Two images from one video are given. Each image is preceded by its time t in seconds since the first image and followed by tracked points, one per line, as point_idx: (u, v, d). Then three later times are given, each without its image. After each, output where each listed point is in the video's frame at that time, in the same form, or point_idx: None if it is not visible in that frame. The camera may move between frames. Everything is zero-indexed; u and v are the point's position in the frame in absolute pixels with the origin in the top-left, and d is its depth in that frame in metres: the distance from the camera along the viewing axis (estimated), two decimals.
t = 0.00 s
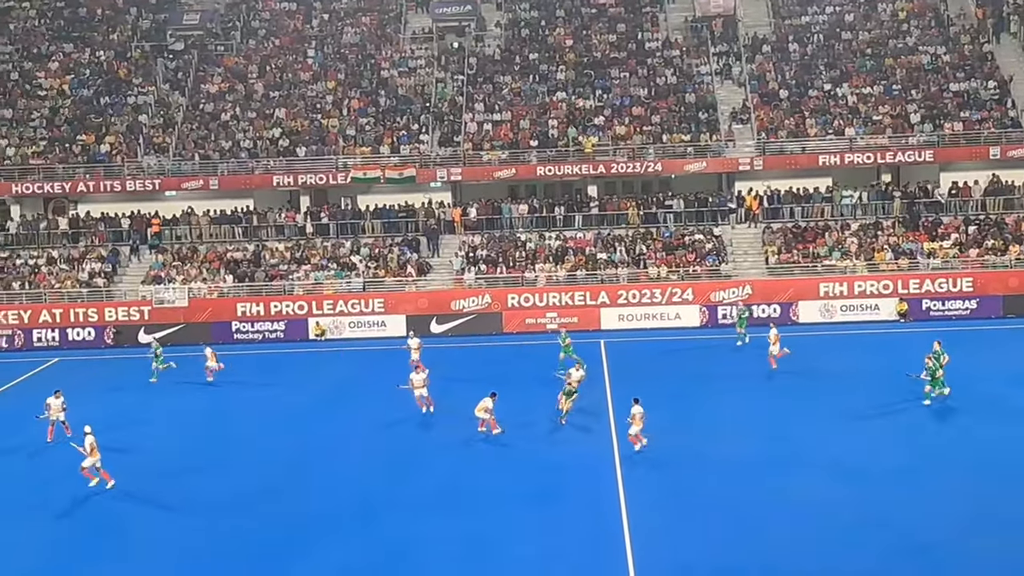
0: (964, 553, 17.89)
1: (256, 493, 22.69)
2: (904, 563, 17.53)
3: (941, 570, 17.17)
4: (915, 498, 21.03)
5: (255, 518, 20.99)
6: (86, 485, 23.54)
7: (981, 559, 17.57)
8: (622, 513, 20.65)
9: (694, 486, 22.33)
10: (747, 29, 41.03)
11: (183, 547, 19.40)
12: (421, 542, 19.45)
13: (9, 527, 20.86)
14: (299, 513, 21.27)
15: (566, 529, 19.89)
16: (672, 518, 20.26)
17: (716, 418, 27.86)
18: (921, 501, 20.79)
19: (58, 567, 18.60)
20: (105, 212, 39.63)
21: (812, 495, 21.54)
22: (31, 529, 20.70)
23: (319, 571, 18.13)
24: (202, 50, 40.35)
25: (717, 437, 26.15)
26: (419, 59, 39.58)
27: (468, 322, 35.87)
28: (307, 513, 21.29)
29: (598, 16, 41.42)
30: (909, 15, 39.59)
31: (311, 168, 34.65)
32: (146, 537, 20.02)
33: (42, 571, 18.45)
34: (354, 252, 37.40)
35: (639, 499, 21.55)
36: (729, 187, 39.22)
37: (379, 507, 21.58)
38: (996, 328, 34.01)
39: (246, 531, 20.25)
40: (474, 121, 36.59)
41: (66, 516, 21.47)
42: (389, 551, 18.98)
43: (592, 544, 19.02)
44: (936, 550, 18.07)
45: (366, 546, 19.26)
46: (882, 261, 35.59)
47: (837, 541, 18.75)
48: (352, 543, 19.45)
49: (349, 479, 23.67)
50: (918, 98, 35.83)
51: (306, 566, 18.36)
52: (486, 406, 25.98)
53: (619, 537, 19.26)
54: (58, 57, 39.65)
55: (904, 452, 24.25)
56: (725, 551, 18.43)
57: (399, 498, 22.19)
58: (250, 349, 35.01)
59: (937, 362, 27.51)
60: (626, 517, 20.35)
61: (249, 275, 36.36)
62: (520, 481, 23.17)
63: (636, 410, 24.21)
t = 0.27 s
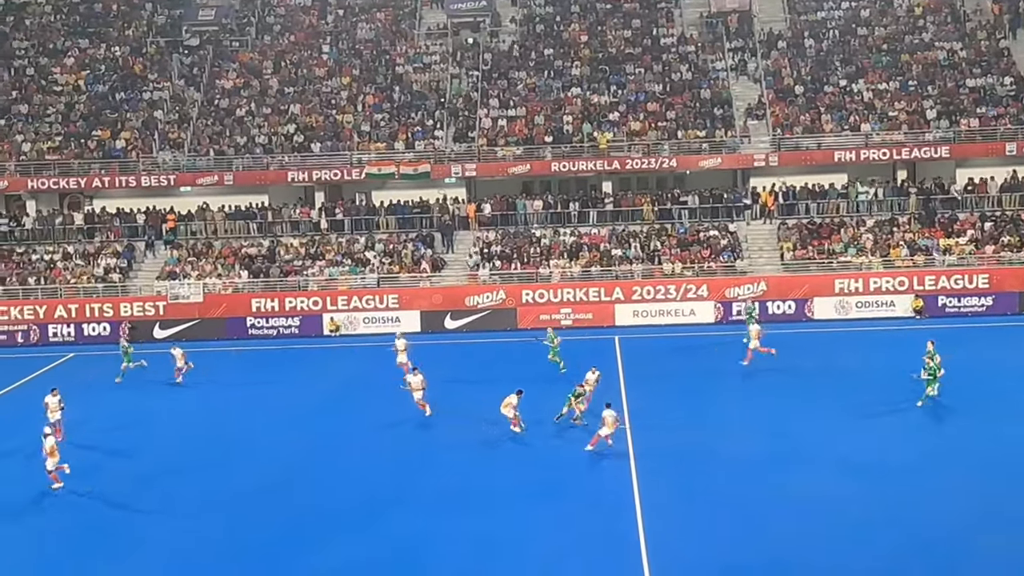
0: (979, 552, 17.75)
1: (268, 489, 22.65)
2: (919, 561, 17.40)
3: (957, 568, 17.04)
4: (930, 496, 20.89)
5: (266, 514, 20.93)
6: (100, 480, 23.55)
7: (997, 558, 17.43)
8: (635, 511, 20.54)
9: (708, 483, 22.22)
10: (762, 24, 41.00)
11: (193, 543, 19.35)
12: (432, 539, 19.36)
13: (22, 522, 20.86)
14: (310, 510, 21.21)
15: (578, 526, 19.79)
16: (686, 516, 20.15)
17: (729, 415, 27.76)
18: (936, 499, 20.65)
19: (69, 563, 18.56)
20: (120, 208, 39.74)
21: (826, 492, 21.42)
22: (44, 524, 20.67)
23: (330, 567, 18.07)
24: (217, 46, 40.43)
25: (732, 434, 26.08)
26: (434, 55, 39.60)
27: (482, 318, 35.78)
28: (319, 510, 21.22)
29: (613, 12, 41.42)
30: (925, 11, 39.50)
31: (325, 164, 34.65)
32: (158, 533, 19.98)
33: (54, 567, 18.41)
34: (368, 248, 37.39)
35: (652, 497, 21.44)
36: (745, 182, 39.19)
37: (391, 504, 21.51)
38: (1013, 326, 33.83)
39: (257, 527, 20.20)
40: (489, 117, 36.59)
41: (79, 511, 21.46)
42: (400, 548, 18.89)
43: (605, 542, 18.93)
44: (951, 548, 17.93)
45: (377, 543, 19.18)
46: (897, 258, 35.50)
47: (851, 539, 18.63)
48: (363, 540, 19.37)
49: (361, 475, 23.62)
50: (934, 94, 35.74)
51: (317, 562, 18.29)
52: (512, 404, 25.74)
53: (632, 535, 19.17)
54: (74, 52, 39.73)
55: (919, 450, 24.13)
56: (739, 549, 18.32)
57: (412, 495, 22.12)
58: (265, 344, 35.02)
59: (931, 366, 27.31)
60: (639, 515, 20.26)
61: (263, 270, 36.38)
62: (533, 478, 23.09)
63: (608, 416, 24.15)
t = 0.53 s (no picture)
0: (996, 549, 17.63)
1: (278, 485, 22.61)
2: (935, 558, 17.29)
3: (974, 566, 16.92)
4: (944, 494, 20.78)
5: (277, 511, 20.87)
6: (110, 476, 23.53)
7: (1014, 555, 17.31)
8: (647, 508, 20.44)
9: (720, 480, 22.13)
10: (772, 20, 41.03)
11: (204, 540, 19.27)
12: (444, 536, 19.27)
13: (33, 518, 20.83)
14: (321, 507, 21.14)
15: (590, 523, 19.70)
16: (698, 514, 20.06)
17: (740, 411, 27.67)
18: (950, 497, 20.54)
19: (81, 558, 18.49)
20: (130, 203, 39.83)
21: (839, 489, 21.32)
22: (54, 521, 20.62)
23: (342, 563, 17.98)
24: (227, 41, 40.53)
25: (743, 430, 26.03)
26: (443, 50, 39.65)
27: (491, 314, 35.77)
28: (330, 507, 21.15)
29: (623, 8, 41.47)
30: (936, 7, 39.50)
31: (335, 160, 34.67)
32: (168, 530, 19.92)
33: (66, 563, 18.36)
34: (378, 243, 37.38)
35: (664, 494, 21.35)
36: (754, 178, 39.21)
37: (402, 500, 21.44)
38: None
39: (268, 524, 20.12)
40: (499, 113, 36.63)
41: (89, 507, 21.42)
42: (412, 545, 18.79)
43: (618, 539, 18.83)
44: (967, 545, 17.84)
45: (388, 540, 19.09)
46: (907, 254, 35.46)
47: (866, 536, 18.52)
48: (374, 536, 19.29)
49: (372, 471, 23.56)
50: (945, 90, 35.75)
51: (329, 559, 18.21)
52: (524, 405, 25.34)
53: (645, 533, 19.07)
54: (84, 47, 39.83)
55: (932, 446, 24.05)
56: (753, 547, 18.20)
57: (423, 491, 22.06)
58: (274, 339, 35.05)
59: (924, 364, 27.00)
60: (651, 512, 20.18)
61: (273, 266, 36.44)
62: (544, 474, 23.02)
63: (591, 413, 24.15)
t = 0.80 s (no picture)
0: (1003, 543, 17.59)
1: (285, 477, 22.61)
2: (942, 551, 17.25)
3: (981, 559, 16.89)
4: (947, 487, 20.77)
5: (281, 503, 20.85)
6: (113, 465, 23.49)
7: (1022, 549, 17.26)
8: (650, 502, 20.42)
9: (724, 474, 22.09)
10: (776, 13, 41.04)
11: (205, 530, 19.17)
12: (449, 528, 19.23)
13: (36, 505, 20.80)
14: (325, 498, 21.13)
15: (594, 516, 19.67)
16: (703, 507, 20.02)
17: (744, 404, 27.68)
18: (951, 491, 20.49)
19: (83, 545, 18.42)
20: (133, 194, 39.82)
21: (843, 483, 21.30)
22: (57, 508, 20.58)
23: (348, 554, 17.94)
24: (231, 33, 40.52)
25: (747, 423, 26.03)
26: (447, 42, 39.63)
27: (494, 306, 35.81)
28: (334, 498, 21.13)
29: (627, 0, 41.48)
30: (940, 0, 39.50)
31: (338, 152, 34.62)
32: (173, 519, 19.86)
33: (68, 548, 18.31)
34: (381, 236, 37.37)
35: (668, 487, 21.33)
36: (757, 171, 39.19)
37: (406, 493, 21.41)
38: None
39: (272, 516, 20.08)
40: (502, 105, 36.61)
41: (92, 495, 21.38)
42: (416, 537, 18.77)
43: (623, 532, 18.80)
44: (974, 539, 17.79)
45: (392, 531, 19.05)
46: (911, 247, 35.46)
47: (873, 529, 18.49)
48: (379, 529, 19.24)
49: (375, 464, 23.54)
50: (949, 83, 35.76)
51: (333, 549, 18.18)
52: (535, 396, 25.35)
53: (649, 525, 19.04)
54: (87, 39, 39.80)
55: (937, 440, 24.03)
56: (758, 539, 18.18)
57: (426, 484, 22.02)
58: (277, 332, 35.04)
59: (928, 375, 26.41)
60: (654, 506, 20.14)
61: (276, 258, 36.43)
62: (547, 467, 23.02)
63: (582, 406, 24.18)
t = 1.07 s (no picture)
0: (1004, 527, 17.59)
1: (284, 461, 22.54)
2: (943, 536, 17.23)
3: (982, 544, 16.87)
4: (947, 471, 20.76)
5: (281, 488, 20.79)
6: (112, 450, 23.42)
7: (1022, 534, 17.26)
8: (649, 486, 20.43)
9: (725, 458, 22.07)
10: None
11: (203, 516, 19.15)
12: (449, 513, 19.18)
13: (36, 492, 20.72)
14: (325, 483, 21.07)
15: (594, 501, 19.64)
16: (703, 491, 19.99)
17: (745, 388, 27.68)
18: (949, 474, 20.54)
19: (82, 533, 18.36)
20: (131, 176, 39.74)
21: (843, 467, 21.28)
22: (55, 495, 20.49)
23: (348, 540, 17.89)
24: (230, 14, 40.45)
25: (748, 406, 26.05)
26: (447, 25, 39.61)
27: (494, 289, 35.78)
28: (334, 483, 21.08)
29: None
30: None
31: (337, 134, 34.56)
32: (172, 505, 19.80)
33: (67, 536, 18.25)
34: (380, 218, 37.35)
35: (669, 471, 21.31)
36: (757, 154, 39.20)
37: (407, 477, 21.37)
38: None
39: (271, 501, 20.02)
40: (502, 87, 36.59)
41: (91, 482, 21.29)
42: (415, 522, 18.72)
43: (625, 516, 18.76)
44: (974, 525, 17.78)
45: (392, 517, 18.99)
46: (910, 231, 35.56)
47: (873, 514, 18.47)
48: (379, 514, 19.18)
49: (376, 447, 23.50)
50: (949, 66, 35.84)
51: (333, 535, 18.13)
52: (535, 381, 25.30)
53: (649, 510, 19.01)
54: (86, 20, 39.70)
55: (938, 424, 24.04)
56: (758, 524, 18.15)
57: (427, 468, 21.98)
58: (276, 314, 34.98)
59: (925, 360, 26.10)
60: (655, 491, 20.12)
61: (275, 240, 36.40)
62: (549, 451, 23.01)
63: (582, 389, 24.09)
